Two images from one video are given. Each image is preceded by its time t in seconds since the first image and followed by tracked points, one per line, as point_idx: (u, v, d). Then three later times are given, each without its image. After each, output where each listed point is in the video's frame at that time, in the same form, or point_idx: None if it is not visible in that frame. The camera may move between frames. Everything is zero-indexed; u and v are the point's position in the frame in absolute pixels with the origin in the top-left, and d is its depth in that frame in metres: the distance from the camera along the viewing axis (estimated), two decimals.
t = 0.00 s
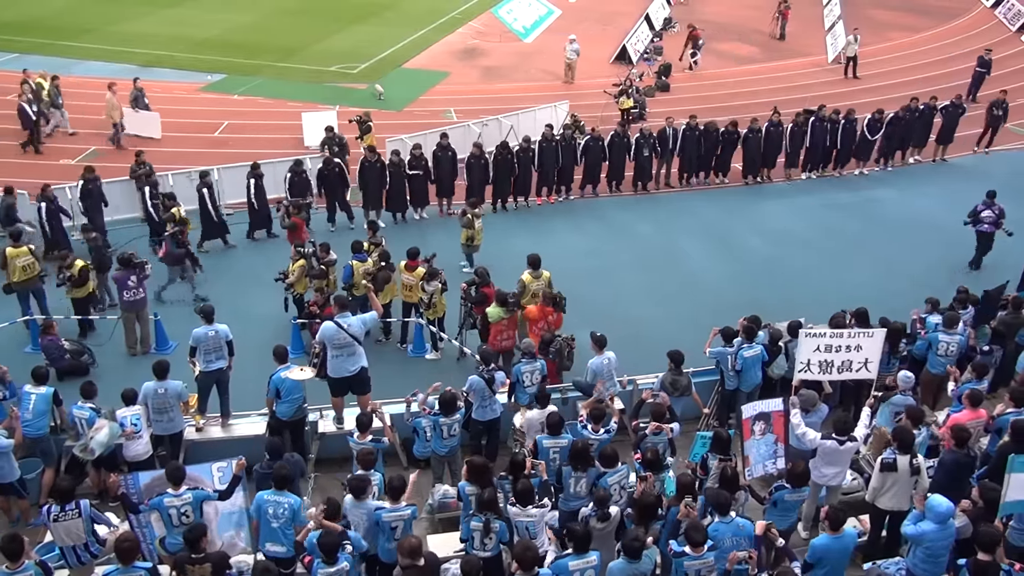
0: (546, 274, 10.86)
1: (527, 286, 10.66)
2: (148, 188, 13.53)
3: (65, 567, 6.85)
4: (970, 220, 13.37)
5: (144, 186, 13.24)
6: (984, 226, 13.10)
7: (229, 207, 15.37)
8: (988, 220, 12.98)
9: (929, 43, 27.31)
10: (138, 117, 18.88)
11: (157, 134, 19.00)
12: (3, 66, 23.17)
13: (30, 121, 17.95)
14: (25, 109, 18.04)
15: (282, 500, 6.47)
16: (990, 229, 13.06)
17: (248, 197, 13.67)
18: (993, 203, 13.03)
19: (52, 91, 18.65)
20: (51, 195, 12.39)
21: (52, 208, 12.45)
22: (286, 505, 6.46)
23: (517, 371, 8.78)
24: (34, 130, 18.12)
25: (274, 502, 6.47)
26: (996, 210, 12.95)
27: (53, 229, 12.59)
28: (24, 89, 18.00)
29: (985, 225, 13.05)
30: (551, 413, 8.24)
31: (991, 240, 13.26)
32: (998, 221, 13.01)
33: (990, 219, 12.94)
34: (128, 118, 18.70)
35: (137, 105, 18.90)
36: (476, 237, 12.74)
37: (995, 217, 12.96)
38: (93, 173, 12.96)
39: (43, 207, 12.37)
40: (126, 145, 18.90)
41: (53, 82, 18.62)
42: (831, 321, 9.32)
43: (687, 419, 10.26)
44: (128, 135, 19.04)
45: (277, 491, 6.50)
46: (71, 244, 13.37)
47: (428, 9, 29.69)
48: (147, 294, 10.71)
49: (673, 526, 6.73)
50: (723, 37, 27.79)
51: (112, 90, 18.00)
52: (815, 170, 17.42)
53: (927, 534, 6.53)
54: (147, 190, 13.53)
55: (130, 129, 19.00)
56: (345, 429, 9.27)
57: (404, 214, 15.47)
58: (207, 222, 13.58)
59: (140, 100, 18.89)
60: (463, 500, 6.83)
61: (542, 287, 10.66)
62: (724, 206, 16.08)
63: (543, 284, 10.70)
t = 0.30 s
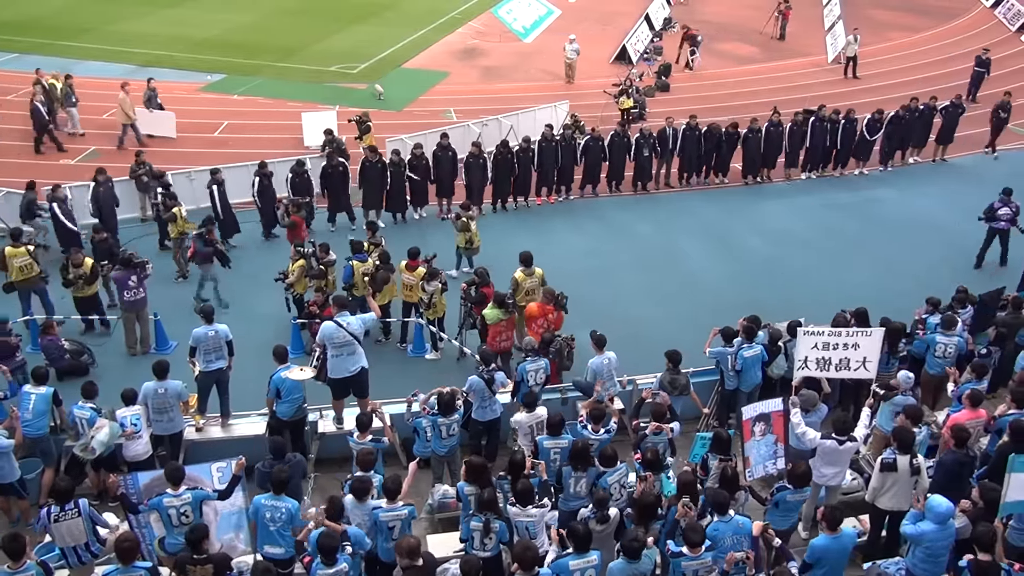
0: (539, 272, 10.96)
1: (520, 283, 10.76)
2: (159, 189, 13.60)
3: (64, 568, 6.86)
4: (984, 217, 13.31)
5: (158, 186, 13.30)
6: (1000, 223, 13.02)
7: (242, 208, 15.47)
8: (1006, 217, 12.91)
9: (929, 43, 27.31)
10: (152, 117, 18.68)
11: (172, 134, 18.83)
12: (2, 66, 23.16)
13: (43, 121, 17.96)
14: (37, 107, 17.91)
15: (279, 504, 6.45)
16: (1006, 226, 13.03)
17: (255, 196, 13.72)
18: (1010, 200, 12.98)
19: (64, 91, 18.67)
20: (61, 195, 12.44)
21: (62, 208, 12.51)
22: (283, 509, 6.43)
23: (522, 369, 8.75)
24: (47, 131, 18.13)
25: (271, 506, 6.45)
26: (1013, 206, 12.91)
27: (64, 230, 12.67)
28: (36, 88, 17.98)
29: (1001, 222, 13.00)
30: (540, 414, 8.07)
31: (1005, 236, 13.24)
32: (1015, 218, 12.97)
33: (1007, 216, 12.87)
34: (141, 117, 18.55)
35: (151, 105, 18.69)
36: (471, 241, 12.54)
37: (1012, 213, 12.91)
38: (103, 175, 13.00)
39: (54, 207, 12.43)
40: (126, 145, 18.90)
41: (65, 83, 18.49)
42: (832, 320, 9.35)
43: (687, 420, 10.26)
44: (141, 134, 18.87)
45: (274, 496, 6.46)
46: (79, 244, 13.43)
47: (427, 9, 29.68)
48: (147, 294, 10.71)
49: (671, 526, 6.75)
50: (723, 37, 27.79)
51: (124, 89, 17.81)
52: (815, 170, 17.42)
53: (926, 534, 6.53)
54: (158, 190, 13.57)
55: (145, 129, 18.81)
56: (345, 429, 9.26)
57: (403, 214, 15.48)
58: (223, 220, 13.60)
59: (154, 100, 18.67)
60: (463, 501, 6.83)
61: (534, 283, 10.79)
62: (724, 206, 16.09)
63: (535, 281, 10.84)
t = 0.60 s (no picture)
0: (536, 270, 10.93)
1: (517, 282, 10.70)
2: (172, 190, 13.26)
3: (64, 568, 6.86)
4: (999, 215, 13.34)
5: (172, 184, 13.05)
6: (1015, 220, 13.09)
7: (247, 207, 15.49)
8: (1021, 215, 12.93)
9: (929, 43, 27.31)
10: (166, 116, 18.93)
11: (185, 130, 19.14)
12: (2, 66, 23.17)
13: (57, 120, 17.94)
14: (51, 106, 17.92)
15: (277, 508, 6.44)
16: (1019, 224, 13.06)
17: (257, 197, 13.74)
18: None
19: (77, 91, 18.66)
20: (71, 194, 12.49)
21: (72, 207, 12.58)
22: (281, 513, 6.42)
23: (524, 369, 8.76)
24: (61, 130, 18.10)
25: (269, 510, 6.43)
26: None
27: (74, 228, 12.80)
28: (48, 87, 17.97)
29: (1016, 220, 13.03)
30: (534, 418, 8.00)
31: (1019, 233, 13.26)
32: None
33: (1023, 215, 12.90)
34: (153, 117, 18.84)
35: (164, 103, 18.91)
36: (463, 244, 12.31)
37: None
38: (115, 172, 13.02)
39: (65, 205, 12.48)
40: (126, 145, 18.90)
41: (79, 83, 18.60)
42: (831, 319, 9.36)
43: (687, 420, 10.26)
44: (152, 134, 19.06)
45: (272, 499, 6.45)
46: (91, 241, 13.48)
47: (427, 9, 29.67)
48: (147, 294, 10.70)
49: (671, 527, 6.76)
50: (723, 37, 27.79)
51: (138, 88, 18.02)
52: (814, 170, 17.42)
53: (926, 534, 6.53)
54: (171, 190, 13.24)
55: (157, 128, 19.08)
56: (345, 429, 9.26)
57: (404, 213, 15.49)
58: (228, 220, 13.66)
59: (166, 99, 18.92)
60: (463, 502, 6.83)
61: (532, 282, 10.73)
62: (724, 206, 16.10)
63: (532, 280, 10.80)
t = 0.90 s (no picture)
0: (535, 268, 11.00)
1: (516, 278, 10.76)
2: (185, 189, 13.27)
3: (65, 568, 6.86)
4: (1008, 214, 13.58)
5: (183, 184, 13.08)
6: None
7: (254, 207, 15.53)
8: None
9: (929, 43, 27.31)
10: (180, 117, 19.05)
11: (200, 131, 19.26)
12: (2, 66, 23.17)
13: (71, 121, 17.94)
14: (66, 108, 17.91)
15: (278, 508, 6.44)
16: None
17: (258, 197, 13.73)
18: None
19: (91, 91, 18.67)
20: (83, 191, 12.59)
21: (84, 204, 12.69)
22: (281, 513, 6.42)
23: (523, 371, 8.76)
24: (76, 129, 18.11)
25: (268, 510, 6.44)
26: None
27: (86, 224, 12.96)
28: (63, 89, 17.95)
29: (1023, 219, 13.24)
30: (534, 419, 7.96)
31: None
32: None
33: None
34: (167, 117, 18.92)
35: (177, 104, 19.01)
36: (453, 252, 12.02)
37: None
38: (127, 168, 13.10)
39: (76, 202, 12.57)
40: (126, 145, 18.89)
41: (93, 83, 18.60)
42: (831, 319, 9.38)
43: (687, 419, 10.27)
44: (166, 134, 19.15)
45: (273, 498, 6.46)
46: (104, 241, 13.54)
47: (427, 9, 29.66)
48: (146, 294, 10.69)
49: (671, 527, 6.76)
50: (723, 37, 27.79)
51: (151, 89, 18.12)
52: (814, 170, 17.42)
53: (926, 534, 6.53)
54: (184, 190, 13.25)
55: (171, 129, 19.16)
56: (345, 429, 9.25)
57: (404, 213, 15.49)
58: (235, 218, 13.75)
59: (180, 99, 19.05)
60: (462, 502, 6.82)
61: (530, 281, 10.78)
62: (724, 205, 16.09)
63: (531, 278, 10.84)
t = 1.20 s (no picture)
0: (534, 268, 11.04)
1: (513, 276, 10.93)
2: (194, 187, 13.20)
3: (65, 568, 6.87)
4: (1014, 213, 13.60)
5: (192, 183, 13.09)
6: None
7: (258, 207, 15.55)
8: None
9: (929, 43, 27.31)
10: (193, 116, 19.00)
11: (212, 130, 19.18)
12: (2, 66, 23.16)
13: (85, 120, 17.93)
14: (79, 107, 17.85)
15: (276, 507, 6.45)
16: None
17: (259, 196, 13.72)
18: None
19: (104, 90, 18.64)
20: (94, 190, 12.66)
21: (96, 202, 12.77)
22: (279, 512, 6.43)
23: (522, 371, 8.76)
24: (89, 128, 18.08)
25: (267, 509, 6.45)
26: None
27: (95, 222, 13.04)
28: (75, 88, 17.92)
29: None
30: (534, 419, 7.96)
31: None
32: None
33: None
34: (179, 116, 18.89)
35: (190, 104, 18.98)
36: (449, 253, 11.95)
37: None
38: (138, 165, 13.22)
39: (87, 201, 12.68)
40: (126, 145, 18.88)
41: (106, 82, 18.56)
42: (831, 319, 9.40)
43: (687, 420, 10.27)
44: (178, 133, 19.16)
45: (271, 498, 6.47)
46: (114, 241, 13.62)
47: (427, 9, 29.66)
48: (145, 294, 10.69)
49: (670, 527, 6.75)
50: (723, 37, 27.78)
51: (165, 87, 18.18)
52: (814, 170, 17.42)
53: (926, 534, 6.53)
54: (193, 188, 13.20)
55: (184, 128, 19.11)
56: (345, 429, 9.26)
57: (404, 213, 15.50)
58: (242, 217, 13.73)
59: (192, 99, 19.02)
60: (461, 501, 6.82)
61: (527, 279, 10.86)
62: (724, 206, 16.09)
63: (527, 277, 10.93)
